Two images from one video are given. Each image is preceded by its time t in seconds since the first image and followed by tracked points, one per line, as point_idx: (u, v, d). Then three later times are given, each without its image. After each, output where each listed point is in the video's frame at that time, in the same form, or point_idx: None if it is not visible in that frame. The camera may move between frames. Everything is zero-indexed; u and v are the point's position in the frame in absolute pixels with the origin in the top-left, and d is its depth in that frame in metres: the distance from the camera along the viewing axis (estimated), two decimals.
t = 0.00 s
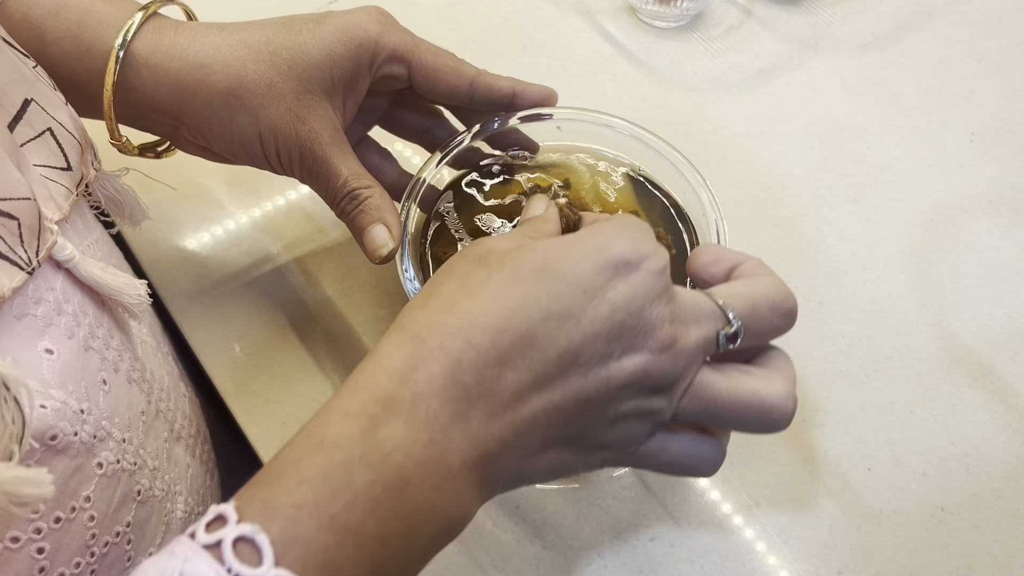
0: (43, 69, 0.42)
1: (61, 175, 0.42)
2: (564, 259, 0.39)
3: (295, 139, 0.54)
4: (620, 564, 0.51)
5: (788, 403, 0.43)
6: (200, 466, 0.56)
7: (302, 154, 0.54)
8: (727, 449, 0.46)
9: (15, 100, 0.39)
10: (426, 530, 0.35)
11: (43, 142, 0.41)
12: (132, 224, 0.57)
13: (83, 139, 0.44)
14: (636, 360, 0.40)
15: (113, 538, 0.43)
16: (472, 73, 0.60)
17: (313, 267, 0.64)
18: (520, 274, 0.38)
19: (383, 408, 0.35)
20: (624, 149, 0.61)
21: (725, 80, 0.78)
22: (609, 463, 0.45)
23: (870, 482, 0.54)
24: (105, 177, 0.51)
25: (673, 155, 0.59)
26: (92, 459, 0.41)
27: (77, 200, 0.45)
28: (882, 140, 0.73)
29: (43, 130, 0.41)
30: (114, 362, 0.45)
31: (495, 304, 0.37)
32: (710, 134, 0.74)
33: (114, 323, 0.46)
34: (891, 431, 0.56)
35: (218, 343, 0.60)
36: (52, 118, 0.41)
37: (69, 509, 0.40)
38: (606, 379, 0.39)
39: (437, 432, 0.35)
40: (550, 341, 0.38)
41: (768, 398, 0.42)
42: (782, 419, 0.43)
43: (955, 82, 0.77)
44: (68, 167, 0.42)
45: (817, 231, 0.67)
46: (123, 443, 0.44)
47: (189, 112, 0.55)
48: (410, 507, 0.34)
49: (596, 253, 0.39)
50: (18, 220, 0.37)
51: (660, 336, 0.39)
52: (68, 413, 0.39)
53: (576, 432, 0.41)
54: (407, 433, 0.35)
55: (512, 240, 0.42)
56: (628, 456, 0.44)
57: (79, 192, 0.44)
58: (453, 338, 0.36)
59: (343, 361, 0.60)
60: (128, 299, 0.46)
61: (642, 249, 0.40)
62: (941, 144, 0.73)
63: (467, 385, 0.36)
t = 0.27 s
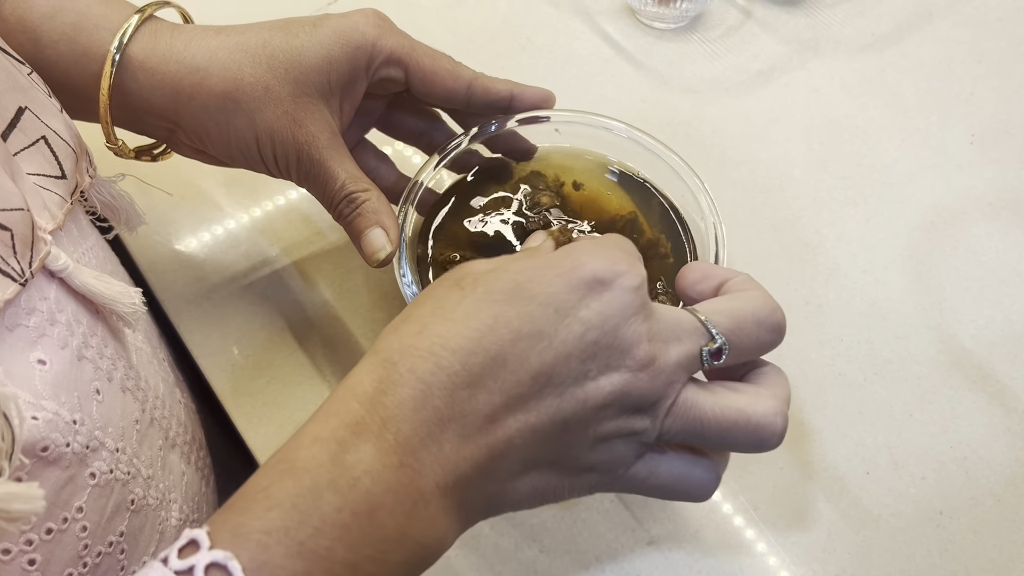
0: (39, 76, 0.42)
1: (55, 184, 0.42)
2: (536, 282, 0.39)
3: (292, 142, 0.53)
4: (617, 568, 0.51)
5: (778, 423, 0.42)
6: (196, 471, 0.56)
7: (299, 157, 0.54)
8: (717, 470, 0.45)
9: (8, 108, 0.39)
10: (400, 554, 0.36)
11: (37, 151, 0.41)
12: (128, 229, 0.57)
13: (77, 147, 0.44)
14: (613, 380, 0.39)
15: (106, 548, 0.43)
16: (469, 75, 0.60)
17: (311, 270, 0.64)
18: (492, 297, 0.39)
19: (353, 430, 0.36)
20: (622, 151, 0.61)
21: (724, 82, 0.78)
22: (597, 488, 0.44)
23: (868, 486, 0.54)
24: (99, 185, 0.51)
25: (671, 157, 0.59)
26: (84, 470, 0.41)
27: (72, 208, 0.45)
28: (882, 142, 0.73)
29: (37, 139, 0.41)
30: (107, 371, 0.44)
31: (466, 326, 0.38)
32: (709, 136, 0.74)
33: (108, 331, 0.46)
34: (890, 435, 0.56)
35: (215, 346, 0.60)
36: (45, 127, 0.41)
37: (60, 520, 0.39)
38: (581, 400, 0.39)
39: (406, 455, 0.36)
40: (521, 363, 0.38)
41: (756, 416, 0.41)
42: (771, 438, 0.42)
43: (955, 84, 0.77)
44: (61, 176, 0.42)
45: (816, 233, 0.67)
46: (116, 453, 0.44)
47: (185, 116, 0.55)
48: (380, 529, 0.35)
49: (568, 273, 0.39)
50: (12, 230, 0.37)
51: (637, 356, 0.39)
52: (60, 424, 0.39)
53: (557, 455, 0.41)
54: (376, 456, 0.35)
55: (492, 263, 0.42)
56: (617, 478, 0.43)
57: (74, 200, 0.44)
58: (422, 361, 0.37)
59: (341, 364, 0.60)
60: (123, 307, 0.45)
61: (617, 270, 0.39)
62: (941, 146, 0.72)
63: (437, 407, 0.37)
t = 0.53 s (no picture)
0: (40, 75, 0.42)
1: (56, 184, 0.42)
2: (488, 290, 0.39)
3: (292, 140, 0.53)
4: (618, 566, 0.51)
5: (748, 408, 0.39)
6: (197, 471, 0.56)
7: (299, 155, 0.54)
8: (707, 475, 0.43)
9: (8, 109, 0.39)
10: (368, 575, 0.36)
11: (38, 150, 0.41)
12: (128, 228, 0.57)
13: (77, 147, 0.45)
14: (574, 380, 0.39)
15: (107, 547, 0.43)
16: (469, 74, 0.60)
17: (312, 268, 0.64)
18: (445, 309, 0.39)
19: (312, 456, 0.36)
20: (624, 149, 0.61)
21: (726, 80, 0.77)
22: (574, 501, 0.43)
23: (869, 484, 0.54)
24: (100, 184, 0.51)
25: (672, 156, 0.58)
26: (85, 469, 0.41)
27: (73, 208, 0.45)
28: (883, 141, 0.72)
29: (37, 139, 0.41)
30: (108, 370, 0.45)
31: (419, 343, 0.38)
32: (711, 135, 0.74)
33: (109, 331, 0.46)
34: (891, 433, 0.56)
35: (216, 344, 0.60)
36: (46, 127, 0.42)
37: (62, 519, 0.39)
38: (543, 404, 0.38)
39: (366, 476, 0.36)
40: (477, 374, 0.38)
41: (724, 402, 0.39)
42: (743, 425, 0.40)
43: (958, 83, 0.76)
44: (63, 175, 0.42)
45: (818, 231, 0.67)
46: (117, 451, 0.44)
47: (185, 114, 0.55)
48: (345, 550, 0.35)
49: (517, 279, 0.39)
50: (13, 232, 0.37)
51: (591, 356, 0.39)
52: (62, 423, 0.39)
53: (526, 467, 0.40)
54: (336, 480, 0.35)
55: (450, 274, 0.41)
56: (595, 487, 0.42)
57: (75, 200, 0.44)
58: (374, 382, 0.37)
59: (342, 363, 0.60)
60: (124, 307, 0.46)
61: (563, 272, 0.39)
62: (942, 145, 0.72)
63: (393, 426, 0.36)
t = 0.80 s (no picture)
0: (50, 87, 0.43)
1: (65, 198, 0.42)
2: (489, 334, 0.38)
3: (296, 145, 0.54)
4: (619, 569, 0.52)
5: (756, 455, 0.38)
6: (200, 477, 0.56)
7: (303, 161, 0.54)
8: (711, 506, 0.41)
9: (18, 123, 0.40)
10: None
11: (47, 163, 0.41)
12: (134, 233, 0.58)
13: (85, 159, 0.45)
14: (569, 430, 0.38)
15: (111, 555, 0.43)
16: (472, 79, 0.61)
17: (315, 272, 0.65)
18: (446, 352, 0.38)
19: (311, 486, 0.38)
20: (625, 154, 0.61)
21: (727, 84, 0.78)
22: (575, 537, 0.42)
23: (869, 488, 0.54)
24: (107, 193, 0.52)
25: (673, 160, 0.59)
26: (91, 479, 0.41)
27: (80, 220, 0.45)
28: (884, 144, 0.73)
29: (47, 152, 0.41)
30: (114, 379, 0.45)
31: (416, 384, 0.38)
32: (712, 138, 0.74)
33: (116, 340, 0.47)
34: (891, 437, 0.56)
35: (220, 348, 0.61)
36: (56, 140, 0.42)
37: (67, 528, 0.40)
38: (537, 452, 0.38)
39: (363, 508, 0.38)
40: (471, 419, 0.38)
41: (732, 451, 0.37)
42: (749, 472, 0.38)
43: (958, 86, 0.77)
44: (70, 189, 0.43)
45: (819, 235, 0.67)
46: (122, 461, 0.44)
47: (190, 118, 0.56)
48: None
49: (518, 324, 0.38)
50: (24, 245, 0.37)
51: (590, 408, 0.37)
52: (68, 434, 0.39)
53: (522, 507, 0.40)
54: (333, 511, 0.37)
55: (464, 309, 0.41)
56: (593, 523, 0.41)
57: (82, 212, 0.45)
58: (375, 419, 0.38)
59: (345, 365, 0.60)
60: (130, 318, 0.46)
61: (569, 317, 0.37)
62: (943, 148, 0.72)
63: (390, 463, 0.38)
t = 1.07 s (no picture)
0: (49, 87, 0.43)
1: (61, 198, 0.42)
2: (454, 319, 0.39)
3: (294, 144, 0.54)
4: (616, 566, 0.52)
5: (714, 431, 0.38)
6: (198, 476, 0.56)
7: (301, 160, 0.54)
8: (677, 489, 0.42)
9: (15, 123, 0.40)
10: None
11: (44, 164, 0.42)
12: (133, 233, 0.58)
13: (82, 159, 0.45)
14: (534, 410, 0.38)
15: (108, 555, 0.44)
16: (471, 80, 0.61)
17: (313, 271, 0.65)
18: (411, 340, 0.39)
19: (279, 485, 0.37)
20: (621, 154, 0.62)
21: (725, 85, 0.78)
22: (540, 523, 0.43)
23: (864, 487, 0.54)
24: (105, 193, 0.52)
25: (669, 159, 0.59)
26: (89, 479, 0.41)
27: (78, 221, 0.45)
28: (881, 145, 0.73)
29: (45, 152, 0.42)
30: (112, 380, 0.45)
31: (381, 375, 0.38)
32: (709, 139, 0.74)
33: (113, 341, 0.47)
34: (887, 436, 0.56)
35: (219, 346, 0.61)
36: (52, 140, 0.42)
37: (65, 529, 0.40)
38: (506, 434, 0.38)
39: (332, 505, 0.37)
40: (439, 405, 0.38)
41: (689, 424, 0.38)
42: (708, 447, 0.39)
43: (956, 87, 0.77)
44: (68, 189, 0.43)
45: (816, 235, 0.67)
46: (120, 461, 0.44)
47: (189, 117, 0.56)
48: None
49: (481, 309, 0.39)
50: (22, 247, 0.38)
51: (553, 388, 0.38)
52: (67, 436, 0.39)
53: (491, 494, 0.40)
54: (302, 509, 0.37)
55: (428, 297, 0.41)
56: (562, 506, 0.42)
57: (80, 213, 0.45)
58: (342, 413, 0.38)
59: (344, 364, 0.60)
60: (127, 319, 0.46)
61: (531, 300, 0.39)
62: (941, 149, 0.73)
63: (358, 456, 0.38)
